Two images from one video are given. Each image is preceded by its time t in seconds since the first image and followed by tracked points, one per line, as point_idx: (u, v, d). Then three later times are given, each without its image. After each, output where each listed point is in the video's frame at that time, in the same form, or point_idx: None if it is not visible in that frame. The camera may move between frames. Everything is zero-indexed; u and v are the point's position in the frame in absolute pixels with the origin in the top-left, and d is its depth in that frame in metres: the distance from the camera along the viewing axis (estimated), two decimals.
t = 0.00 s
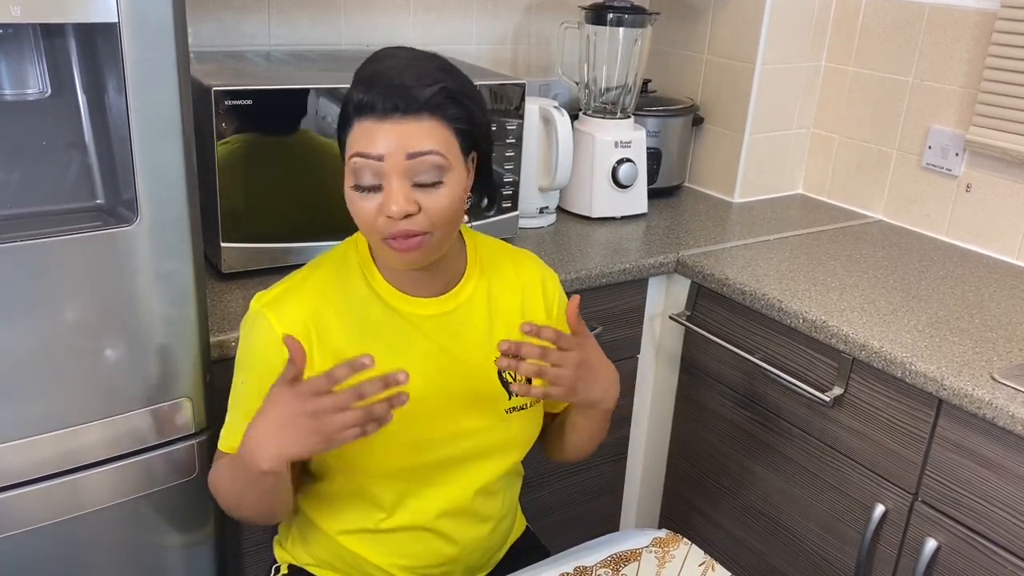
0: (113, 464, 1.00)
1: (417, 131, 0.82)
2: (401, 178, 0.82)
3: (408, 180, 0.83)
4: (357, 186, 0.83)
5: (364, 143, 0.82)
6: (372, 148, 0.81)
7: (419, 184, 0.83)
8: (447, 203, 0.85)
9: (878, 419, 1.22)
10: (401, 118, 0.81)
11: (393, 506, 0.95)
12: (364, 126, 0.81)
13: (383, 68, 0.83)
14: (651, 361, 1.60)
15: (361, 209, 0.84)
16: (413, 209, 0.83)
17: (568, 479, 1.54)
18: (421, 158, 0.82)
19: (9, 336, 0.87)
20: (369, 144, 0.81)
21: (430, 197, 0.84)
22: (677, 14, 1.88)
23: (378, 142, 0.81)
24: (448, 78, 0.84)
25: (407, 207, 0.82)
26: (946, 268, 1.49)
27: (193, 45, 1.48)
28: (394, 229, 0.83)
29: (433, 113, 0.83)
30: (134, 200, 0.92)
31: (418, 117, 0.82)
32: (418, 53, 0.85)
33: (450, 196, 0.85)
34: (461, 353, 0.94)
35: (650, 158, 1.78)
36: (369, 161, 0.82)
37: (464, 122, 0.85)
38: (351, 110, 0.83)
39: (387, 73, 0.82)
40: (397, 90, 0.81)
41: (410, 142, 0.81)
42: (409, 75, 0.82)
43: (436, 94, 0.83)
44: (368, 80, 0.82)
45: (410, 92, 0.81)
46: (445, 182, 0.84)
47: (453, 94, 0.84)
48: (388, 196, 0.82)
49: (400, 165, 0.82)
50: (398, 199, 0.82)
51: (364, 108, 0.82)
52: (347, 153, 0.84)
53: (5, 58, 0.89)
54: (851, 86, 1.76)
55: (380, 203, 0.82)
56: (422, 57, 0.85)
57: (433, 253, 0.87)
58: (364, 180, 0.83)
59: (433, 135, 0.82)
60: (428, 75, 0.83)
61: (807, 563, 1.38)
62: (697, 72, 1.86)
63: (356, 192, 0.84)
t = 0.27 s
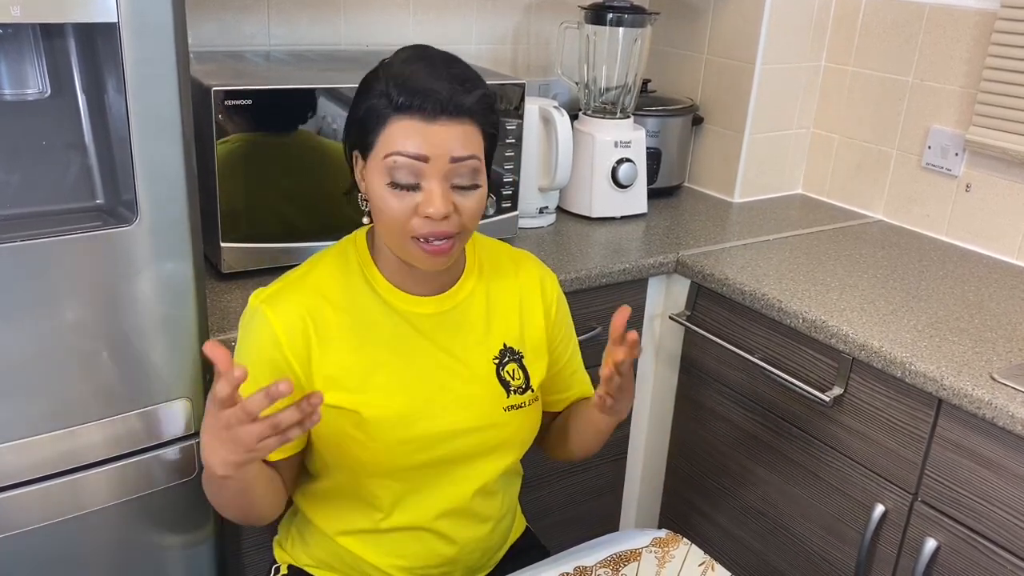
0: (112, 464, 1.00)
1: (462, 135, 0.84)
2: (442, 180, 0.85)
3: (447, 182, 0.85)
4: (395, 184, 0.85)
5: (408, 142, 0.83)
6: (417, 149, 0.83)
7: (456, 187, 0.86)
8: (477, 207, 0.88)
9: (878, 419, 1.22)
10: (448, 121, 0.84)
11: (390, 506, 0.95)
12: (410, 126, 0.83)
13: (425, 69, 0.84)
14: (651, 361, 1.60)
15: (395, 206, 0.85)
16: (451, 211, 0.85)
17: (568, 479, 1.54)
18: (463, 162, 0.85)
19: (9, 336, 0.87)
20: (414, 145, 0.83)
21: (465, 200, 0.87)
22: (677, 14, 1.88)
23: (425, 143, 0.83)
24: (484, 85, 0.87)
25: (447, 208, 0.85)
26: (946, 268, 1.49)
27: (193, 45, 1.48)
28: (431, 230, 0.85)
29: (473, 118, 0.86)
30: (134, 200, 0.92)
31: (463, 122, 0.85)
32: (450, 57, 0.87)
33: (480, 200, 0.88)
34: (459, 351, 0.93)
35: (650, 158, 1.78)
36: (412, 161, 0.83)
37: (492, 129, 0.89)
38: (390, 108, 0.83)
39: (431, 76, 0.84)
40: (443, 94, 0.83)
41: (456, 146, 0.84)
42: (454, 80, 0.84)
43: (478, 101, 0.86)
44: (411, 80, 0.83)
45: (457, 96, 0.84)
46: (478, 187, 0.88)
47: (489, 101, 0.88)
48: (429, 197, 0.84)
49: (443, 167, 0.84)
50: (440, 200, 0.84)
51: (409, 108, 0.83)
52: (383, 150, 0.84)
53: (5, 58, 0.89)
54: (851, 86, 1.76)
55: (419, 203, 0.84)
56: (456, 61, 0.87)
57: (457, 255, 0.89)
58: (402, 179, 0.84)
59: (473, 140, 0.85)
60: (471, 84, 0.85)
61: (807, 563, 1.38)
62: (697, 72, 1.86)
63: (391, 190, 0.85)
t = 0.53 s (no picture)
0: (111, 464, 1.00)
1: (476, 145, 0.85)
2: (455, 190, 0.85)
3: (460, 192, 0.86)
4: (408, 193, 0.84)
5: (424, 151, 0.83)
6: (432, 159, 0.83)
7: (468, 197, 0.86)
8: (484, 216, 0.89)
9: (877, 419, 1.22)
10: (463, 130, 0.84)
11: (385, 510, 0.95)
12: (426, 135, 0.83)
13: (439, 76, 0.84)
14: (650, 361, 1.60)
15: (408, 214, 0.84)
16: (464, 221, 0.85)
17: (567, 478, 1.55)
18: (477, 173, 0.86)
19: (9, 335, 0.87)
20: (431, 154, 0.83)
21: (476, 210, 0.87)
22: (676, 14, 1.88)
23: (441, 153, 0.83)
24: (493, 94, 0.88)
25: (460, 218, 0.85)
26: (945, 268, 1.49)
27: (192, 45, 1.48)
28: (444, 239, 0.85)
29: (484, 128, 0.86)
30: (134, 200, 0.92)
31: (477, 132, 0.85)
32: (459, 62, 0.87)
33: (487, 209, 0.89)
34: (452, 357, 0.94)
35: (649, 158, 1.78)
36: (427, 170, 0.83)
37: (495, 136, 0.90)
38: (404, 116, 0.83)
39: (444, 85, 0.83)
40: (459, 104, 0.84)
41: (471, 157, 0.85)
42: (470, 89, 0.85)
43: (490, 111, 0.87)
44: (426, 89, 0.83)
45: (473, 107, 0.84)
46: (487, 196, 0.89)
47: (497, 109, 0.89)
48: (444, 206, 0.84)
49: (458, 176, 0.85)
50: (454, 210, 0.84)
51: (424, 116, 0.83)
52: (396, 157, 0.84)
53: (5, 58, 0.89)
54: (851, 86, 1.76)
55: (433, 212, 0.84)
56: (466, 68, 0.87)
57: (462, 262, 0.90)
58: (415, 188, 0.84)
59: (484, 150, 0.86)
60: (483, 95, 0.86)
61: (806, 563, 1.38)
62: (697, 72, 1.86)
63: (403, 198, 0.84)
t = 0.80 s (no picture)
0: (112, 464, 1.00)
1: (474, 141, 0.85)
2: (455, 186, 0.85)
3: (460, 188, 0.85)
4: (407, 189, 0.84)
5: (423, 146, 0.83)
6: (432, 153, 0.83)
7: (468, 193, 0.86)
8: (482, 214, 0.89)
9: (876, 419, 1.22)
10: (461, 126, 0.85)
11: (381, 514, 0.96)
12: (425, 131, 0.83)
13: (434, 74, 0.85)
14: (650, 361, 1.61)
15: (408, 211, 0.84)
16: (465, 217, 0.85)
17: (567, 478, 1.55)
18: (476, 170, 0.86)
19: (9, 335, 0.88)
20: (430, 149, 0.83)
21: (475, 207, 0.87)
22: (676, 14, 1.88)
23: (440, 148, 0.83)
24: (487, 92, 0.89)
25: (462, 214, 0.85)
26: (945, 268, 1.49)
27: (192, 45, 1.48)
28: (446, 235, 0.85)
29: (481, 125, 0.87)
30: (134, 200, 0.92)
31: (474, 128, 0.86)
32: (451, 62, 0.88)
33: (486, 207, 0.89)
34: (447, 361, 0.94)
35: (649, 158, 1.78)
36: (427, 166, 0.83)
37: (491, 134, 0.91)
38: (402, 113, 0.83)
39: (442, 84, 0.84)
40: (456, 100, 0.84)
41: (471, 152, 0.85)
42: (465, 86, 0.85)
43: (486, 108, 0.87)
44: (422, 86, 0.83)
45: (469, 102, 0.85)
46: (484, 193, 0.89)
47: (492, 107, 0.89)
48: (445, 201, 0.84)
49: (459, 173, 0.85)
50: (455, 205, 0.84)
51: (422, 113, 0.83)
52: (394, 154, 0.83)
53: (5, 58, 0.89)
54: (850, 86, 1.76)
55: (434, 208, 0.84)
56: (459, 67, 0.88)
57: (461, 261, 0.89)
58: (415, 184, 0.84)
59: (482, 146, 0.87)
60: (479, 92, 0.86)
61: (806, 563, 1.38)
62: (696, 72, 1.86)
63: (403, 195, 0.84)
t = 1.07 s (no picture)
0: (111, 463, 1.00)
1: (472, 137, 0.85)
2: (453, 183, 0.85)
3: (458, 185, 0.85)
4: (405, 187, 0.84)
5: (420, 143, 0.83)
6: (430, 150, 0.83)
7: (466, 190, 0.86)
8: (482, 212, 0.89)
9: (876, 418, 1.22)
10: (459, 122, 0.85)
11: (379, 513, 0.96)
12: (422, 127, 0.83)
13: (431, 71, 0.85)
14: (649, 361, 1.60)
15: (405, 208, 0.84)
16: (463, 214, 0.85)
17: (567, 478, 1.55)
18: (474, 167, 0.86)
19: (8, 335, 0.87)
20: (428, 146, 0.83)
21: (474, 204, 0.87)
22: (676, 14, 1.88)
23: (437, 144, 0.83)
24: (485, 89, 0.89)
25: (460, 211, 0.84)
26: (945, 268, 1.49)
27: (192, 45, 1.48)
28: (444, 232, 0.84)
29: (479, 121, 0.87)
30: (132, 199, 0.92)
31: (472, 124, 0.86)
32: (448, 60, 0.88)
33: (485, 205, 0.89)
34: (445, 358, 0.94)
35: (648, 157, 1.78)
36: (424, 163, 0.83)
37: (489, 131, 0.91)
38: (399, 109, 0.83)
39: (439, 81, 0.84)
40: (453, 96, 0.84)
41: (468, 149, 0.85)
42: (462, 82, 0.85)
43: (483, 104, 0.87)
44: (418, 82, 0.83)
45: (466, 98, 0.85)
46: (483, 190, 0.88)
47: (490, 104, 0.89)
48: (442, 198, 0.84)
49: (456, 170, 0.85)
50: (453, 201, 0.84)
51: (419, 108, 0.83)
52: (392, 151, 0.83)
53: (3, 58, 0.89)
54: (850, 86, 1.76)
55: (431, 205, 0.84)
56: (456, 64, 0.88)
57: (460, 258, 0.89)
58: (412, 181, 0.84)
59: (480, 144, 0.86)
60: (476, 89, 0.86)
61: (805, 563, 1.38)
62: (696, 72, 1.86)
63: (400, 192, 0.84)
